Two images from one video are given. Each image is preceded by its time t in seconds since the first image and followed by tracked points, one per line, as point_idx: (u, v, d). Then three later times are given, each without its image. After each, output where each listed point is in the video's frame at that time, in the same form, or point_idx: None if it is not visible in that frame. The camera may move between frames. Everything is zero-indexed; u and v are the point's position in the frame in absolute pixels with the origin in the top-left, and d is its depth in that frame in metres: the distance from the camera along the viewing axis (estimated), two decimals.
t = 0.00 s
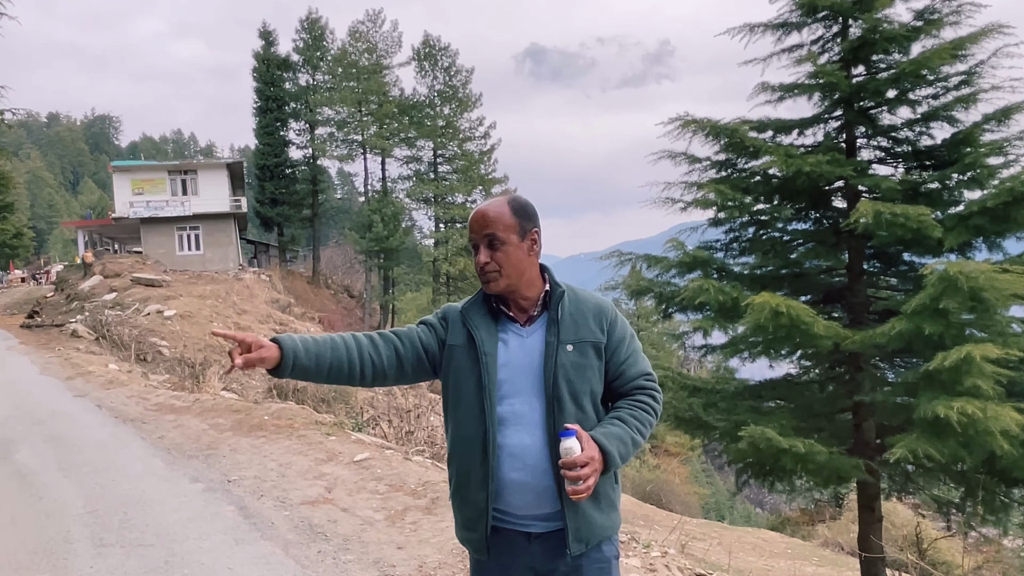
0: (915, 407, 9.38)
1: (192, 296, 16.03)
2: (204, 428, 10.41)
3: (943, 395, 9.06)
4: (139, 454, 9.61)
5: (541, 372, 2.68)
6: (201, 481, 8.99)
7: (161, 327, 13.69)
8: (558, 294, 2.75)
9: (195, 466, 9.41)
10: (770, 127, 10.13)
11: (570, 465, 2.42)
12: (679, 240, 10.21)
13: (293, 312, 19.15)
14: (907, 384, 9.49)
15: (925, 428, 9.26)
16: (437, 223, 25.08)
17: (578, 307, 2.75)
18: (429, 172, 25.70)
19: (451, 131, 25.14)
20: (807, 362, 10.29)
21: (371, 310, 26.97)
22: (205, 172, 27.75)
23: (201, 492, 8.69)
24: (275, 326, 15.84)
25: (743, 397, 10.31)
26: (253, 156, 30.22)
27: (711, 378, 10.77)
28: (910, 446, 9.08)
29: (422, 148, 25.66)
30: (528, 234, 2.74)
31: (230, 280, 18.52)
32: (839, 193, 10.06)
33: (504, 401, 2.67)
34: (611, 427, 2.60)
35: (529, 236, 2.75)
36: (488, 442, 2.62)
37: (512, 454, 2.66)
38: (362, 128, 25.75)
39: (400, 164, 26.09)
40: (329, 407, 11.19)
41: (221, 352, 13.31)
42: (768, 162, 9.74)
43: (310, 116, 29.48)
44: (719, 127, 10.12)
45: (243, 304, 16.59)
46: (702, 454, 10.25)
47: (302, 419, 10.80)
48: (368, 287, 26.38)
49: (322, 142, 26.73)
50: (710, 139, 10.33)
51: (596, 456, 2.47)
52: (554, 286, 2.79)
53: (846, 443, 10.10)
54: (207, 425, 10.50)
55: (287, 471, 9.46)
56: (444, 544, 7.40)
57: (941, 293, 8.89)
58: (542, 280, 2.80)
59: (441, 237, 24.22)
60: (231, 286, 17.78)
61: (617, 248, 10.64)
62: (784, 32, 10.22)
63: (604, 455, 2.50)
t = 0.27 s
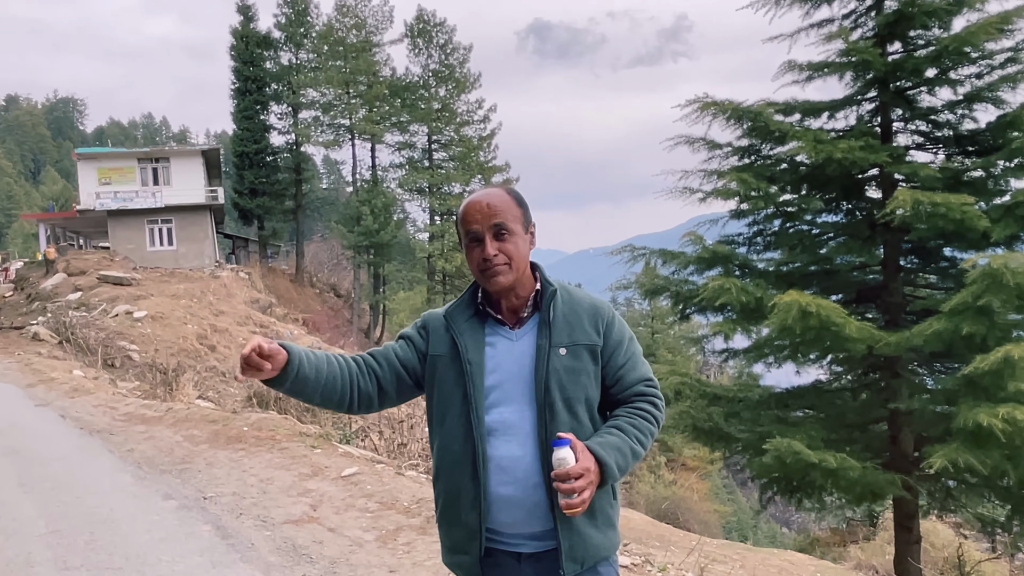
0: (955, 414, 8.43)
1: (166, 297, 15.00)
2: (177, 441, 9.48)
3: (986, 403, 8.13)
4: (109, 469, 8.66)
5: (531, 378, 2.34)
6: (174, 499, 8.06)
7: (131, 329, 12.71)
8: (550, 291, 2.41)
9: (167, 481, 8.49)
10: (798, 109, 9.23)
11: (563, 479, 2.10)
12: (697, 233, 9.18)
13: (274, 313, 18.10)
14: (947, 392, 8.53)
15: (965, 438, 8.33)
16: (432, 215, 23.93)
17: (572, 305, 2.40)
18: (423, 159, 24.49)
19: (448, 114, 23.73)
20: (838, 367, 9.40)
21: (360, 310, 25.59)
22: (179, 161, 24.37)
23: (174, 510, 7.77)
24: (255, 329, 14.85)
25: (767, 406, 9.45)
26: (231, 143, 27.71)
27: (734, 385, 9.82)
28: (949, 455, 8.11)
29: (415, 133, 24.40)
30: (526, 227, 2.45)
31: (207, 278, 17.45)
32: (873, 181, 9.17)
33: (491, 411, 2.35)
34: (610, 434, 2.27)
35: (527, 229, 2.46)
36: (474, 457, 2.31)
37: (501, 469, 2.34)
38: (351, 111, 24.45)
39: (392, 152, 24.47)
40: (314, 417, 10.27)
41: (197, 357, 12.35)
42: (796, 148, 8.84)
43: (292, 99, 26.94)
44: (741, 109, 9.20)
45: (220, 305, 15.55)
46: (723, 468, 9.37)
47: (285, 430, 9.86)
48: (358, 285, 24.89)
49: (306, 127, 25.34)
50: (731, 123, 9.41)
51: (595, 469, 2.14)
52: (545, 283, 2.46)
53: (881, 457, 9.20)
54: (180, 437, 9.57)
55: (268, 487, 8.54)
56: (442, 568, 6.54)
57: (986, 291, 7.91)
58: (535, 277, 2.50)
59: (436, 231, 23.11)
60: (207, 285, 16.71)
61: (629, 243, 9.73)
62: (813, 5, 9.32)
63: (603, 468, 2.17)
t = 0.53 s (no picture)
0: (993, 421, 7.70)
1: (143, 295, 14.17)
2: (154, 450, 8.76)
3: None
4: (79, 481, 7.91)
5: (524, 381, 2.15)
6: (150, 512, 7.35)
7: (104, 330, 11.91)
8: (543, 287, 2.21)
9: (142, 494, 7.77)
10: (824, 92, 8.52)
11: (562, 484, 1.93)
12: (715, 226, 8.46)
13: (258, 312, 17.18)
14: (985, 399, 7.76)
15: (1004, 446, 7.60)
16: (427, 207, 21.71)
17: (567, 302, 2.21)
18: (419, 147, 21.67)
19: (445, 97, 21.11)
20: (866, 370, 8.70)
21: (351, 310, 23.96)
22: (155, 148, 21.79)
23: (149, 524, 7.06)
24: (238, 330, 14.01)
25: (790, 413, 8.80)
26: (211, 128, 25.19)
27: (754, 390, 9.11)
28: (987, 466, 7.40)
29: (410, 118, 21.44)
30: (517, 218, 2.29)
31: (187, 275, 16.56)
32: (905, 170, 8.50)
33: (481, 417, 2.16)
34: (611, 437, 2.10)
35: (519, 220, 2.29)
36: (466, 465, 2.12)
37: (495, 480, 2.15)
38: (340, 94, 21.64)
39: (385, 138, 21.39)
40: (300, 425, 9.57)
41: (176, 360, 11.58)
42: (822, 134, 8.13)
43: (277, 81, 24.22)
44: (762, 92, 8.49)
45: (200, 303, 14.70)
46: (742, 480, 8.72)
47: (270, 438, 9.12)
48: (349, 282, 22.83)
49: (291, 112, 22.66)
50: (751, 107, 8.71)
51: (596, 473, 1.98)
52: (537, 277, 2.27)
53: (913, 468, 8.49)
54: (157, 446, 8.85)
55: (252, 500, 7.83)
56: None
57: None
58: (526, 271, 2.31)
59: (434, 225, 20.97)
60: (186, 282, 15.85)
61: (641, 237, 9.03)
62: None
63: (604, 472, 1.99)
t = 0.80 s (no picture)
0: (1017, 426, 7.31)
1: (127, 293, 13.63)
2: (138, 454, 8.34)
3: None
4: (60, 487, 7.48)
5: (519, 382, 2.09)
6: (135, 519, 6.94)
7: (85, 329, 11.40)
8: (537, 286, 2.14)
9: (125, 500, 7.34)
10: (841, 79, 8.11)
11: (557, 488, 1.89)
12: (726, 220, 8.07)
13: (247, 310, 16.61)
14: (1009, 401, 7.29)
15: None
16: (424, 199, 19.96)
17: (561, 301, 2.13)
18: (416, 137, 20.26)
19: (443, 85, 19.74)
20: (885, 371, 8.26)
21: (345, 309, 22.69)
22: (140, 137, 20.20)
23: (133, 532, 6.65)
24: (225, 328, 13.37)
25: (806, 416, 8.31)
26: (200, 117, 23.61)
27: (767, 392, 8.69)
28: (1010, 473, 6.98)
29: (406, 107, 20.01)
30: (512, 214, 2.22)
31: (173, 271, 16.06)
32: (927, 161, 8.02)
33: (474, 420, 2.09)
34: (608, 440, 2.03)
35: (513, 215, 2.22)
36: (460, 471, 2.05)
37: (489, 486, 2.08)
38: (335, 83, 20.11)
39: (381, 128, 20.13)
40: (292, 428, 9.15)
41: (162, 360, 11.09)
42: (838, 124, 7.68)
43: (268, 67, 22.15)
44: (776, 79, 8.04)
45: (186, 301, 14.14)
46: (754, 486, 8.35)
47: (260, 442, 8.69)
48: (342, 278, 21.65)
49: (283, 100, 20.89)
50: (765, 95, 8.30)
51: (592, 477, 1.93)
52: (530, 276, 2.19)
53: (934, 474, 8.02)
54: (142, 450, 8.43)
55: (241, 507, 7.41)
56: None
57: None
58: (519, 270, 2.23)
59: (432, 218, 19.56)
60: (172, 279, 15.31)
61: (650, 231, 8.61)
62: None
63: (600, 475, 1.95)
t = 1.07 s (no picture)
0: None
1: (109, 290, 13.13)
2: (121, 459, 7.92)
3: None
4: (39, 494, 7.07)
5: (514, 385, 1.88)
6: (117, 527, 6.54)
7: (65, 327, 10.86)
8: (533, 285, 1.94)
9: (108, 507, 6.94)
10: (859, 67, 7.70)
11: (560, 495, 1.72)
12: (738, 214, 7.65)
13: (235, 308, 16.08)
14: None
15: None
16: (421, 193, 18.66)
17: (556, 302, 1.94)
18: (412, 127, 19.30)
19: (441, 72, 18.74)
20: (904, 373, 7.82)
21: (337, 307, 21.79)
22: (122, 127, 19.68)
23: (116, 540, 6.26)
24: (212, 328, 12.66)
25: (821, 421, 7.84)
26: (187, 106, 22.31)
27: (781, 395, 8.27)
28: None
29: (403, 96, 19.07)
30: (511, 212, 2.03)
31: (157, 267, 15.59)
32: (949, 153, 7.55)
33: (467, 427, 1.87)
34: (605, 443, 1.88)
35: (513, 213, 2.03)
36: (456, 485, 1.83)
37: (483, 499, 1.87)
38: (326, 70, 18.89)
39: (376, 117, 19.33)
40: (282, 432, 8.75)
41: (146, 360, 10.63)
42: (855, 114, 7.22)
43: (256, 53, 20.81)
44: (791, 66, 7.61)
45: (171, 299, 13.61)
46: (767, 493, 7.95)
47: (249, 447, 8.27)
48: (334, 275, 20.93)
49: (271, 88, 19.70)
50: (779, 84, 7.91)
51: (593, 485, 1.77)
52: (525, 275, 1.99)
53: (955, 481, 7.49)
54: (125, 455, 8.02)
55: (229, 514, 7.01)
56: None
57: None
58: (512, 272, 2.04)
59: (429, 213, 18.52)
60: (156, 275, 14.81)
61: (658, 226, 8.19)
62: None
63: (600, 482, 1.78)
